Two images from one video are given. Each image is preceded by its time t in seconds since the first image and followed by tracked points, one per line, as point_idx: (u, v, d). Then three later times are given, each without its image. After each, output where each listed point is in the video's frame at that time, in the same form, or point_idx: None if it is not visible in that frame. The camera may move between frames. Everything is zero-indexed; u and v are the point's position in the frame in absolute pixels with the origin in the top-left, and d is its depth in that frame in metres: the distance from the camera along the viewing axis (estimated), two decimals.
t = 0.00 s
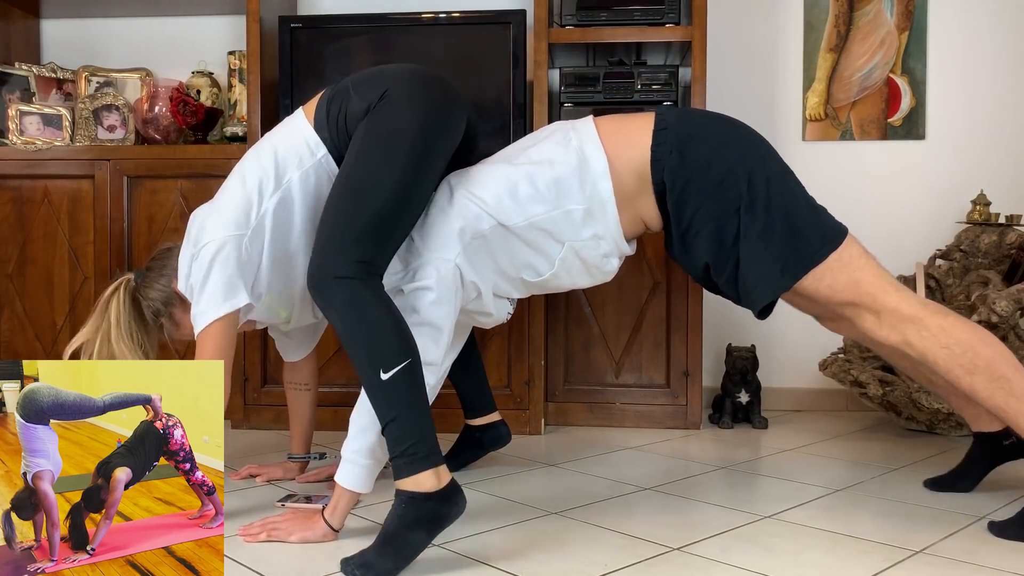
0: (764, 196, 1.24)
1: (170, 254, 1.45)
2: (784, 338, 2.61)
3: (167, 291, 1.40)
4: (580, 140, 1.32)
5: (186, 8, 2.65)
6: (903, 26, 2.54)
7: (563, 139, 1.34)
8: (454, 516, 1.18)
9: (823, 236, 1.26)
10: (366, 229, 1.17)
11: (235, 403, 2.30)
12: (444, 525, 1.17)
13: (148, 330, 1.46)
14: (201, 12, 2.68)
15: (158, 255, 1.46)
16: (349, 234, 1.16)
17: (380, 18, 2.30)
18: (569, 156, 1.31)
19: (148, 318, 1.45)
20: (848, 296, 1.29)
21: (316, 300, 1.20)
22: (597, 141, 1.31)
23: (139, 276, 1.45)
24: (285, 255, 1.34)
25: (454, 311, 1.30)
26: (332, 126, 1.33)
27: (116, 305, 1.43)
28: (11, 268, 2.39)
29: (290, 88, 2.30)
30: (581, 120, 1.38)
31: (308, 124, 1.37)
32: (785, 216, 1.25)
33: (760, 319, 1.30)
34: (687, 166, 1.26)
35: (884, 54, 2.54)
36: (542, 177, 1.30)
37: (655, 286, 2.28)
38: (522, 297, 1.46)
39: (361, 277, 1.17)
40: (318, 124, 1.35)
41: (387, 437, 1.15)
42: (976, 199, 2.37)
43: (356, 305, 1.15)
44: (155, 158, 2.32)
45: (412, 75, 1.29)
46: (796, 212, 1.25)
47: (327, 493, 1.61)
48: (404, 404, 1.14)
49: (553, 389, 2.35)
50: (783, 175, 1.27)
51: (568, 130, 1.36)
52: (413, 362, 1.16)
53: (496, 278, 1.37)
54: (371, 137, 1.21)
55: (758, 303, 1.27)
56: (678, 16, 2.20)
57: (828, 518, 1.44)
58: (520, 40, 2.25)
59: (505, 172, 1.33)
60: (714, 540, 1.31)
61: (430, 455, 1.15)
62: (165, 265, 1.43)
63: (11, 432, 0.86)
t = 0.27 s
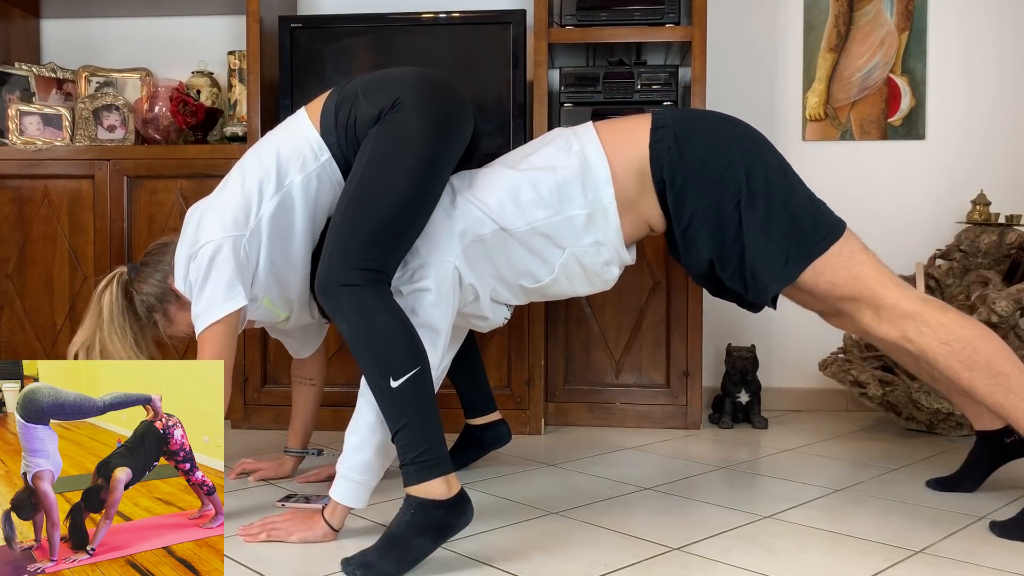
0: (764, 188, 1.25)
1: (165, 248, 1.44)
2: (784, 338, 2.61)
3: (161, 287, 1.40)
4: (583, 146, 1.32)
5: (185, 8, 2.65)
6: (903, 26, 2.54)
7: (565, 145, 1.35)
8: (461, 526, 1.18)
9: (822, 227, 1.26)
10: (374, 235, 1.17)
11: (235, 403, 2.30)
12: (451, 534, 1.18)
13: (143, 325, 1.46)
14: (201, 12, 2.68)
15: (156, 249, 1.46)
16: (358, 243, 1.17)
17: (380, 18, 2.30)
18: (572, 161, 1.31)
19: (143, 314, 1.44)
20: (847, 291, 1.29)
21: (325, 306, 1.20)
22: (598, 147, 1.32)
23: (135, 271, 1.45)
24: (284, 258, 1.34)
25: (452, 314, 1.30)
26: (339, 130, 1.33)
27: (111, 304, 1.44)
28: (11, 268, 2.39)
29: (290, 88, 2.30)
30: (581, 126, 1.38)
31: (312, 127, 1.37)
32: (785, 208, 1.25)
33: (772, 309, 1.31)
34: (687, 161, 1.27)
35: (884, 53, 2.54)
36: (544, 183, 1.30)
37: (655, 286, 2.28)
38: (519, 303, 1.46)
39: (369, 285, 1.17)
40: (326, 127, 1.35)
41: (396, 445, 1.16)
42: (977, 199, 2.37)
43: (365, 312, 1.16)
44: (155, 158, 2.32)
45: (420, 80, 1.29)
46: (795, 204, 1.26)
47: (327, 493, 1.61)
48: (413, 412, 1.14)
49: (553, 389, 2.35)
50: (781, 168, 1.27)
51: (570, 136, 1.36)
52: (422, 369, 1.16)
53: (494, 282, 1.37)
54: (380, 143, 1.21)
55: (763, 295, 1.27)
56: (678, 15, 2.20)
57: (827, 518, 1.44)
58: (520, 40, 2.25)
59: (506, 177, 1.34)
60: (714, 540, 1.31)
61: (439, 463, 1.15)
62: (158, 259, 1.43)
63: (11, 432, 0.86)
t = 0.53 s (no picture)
0: (766, 179, 1.25)
1: (169, 252, 1.45)
2: (784, 338, 2.61)
3: (166, 290, 1.40)
4: (582, 148, 1.33)
5: (185, 8, 2.65)
6: (903, 26, 2.54)
7: (565, 147, 1.35)
8: (461, 526, 1.18)
9: (822, 215, 1.26)
10: (370, 236, 1.17)
11: (235, 403, 2.30)
12: (451, 533, 1.18)
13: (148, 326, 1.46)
14: (201, 12, 2.68)
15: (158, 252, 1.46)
16: (355, 243, 1.17)
17: (380, 18, 2.30)
18: (572, 163, 1.31)
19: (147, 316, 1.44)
20: (852, 279, 1.29)
21: (323, 308, 1.20)
22: (598, 148, 1.32)
23: (140, 273, 1.46)
24: (284, 259, 1.34)
25: (452, 315, 1.30)
26: (335, 131, 1.33)
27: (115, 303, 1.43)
28: (11, 268, 2.39)
29: (290, 88, 2.30)
30: (580, 129, 1.38)
31: (310, 128, 1.37)
32: (786, 199, 1.25)
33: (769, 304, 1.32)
34: (687, 155, 1.27)
35: (884, 54, 2.54)
36: (545, 184, 1.30)
37: (655, 286, 2.28)
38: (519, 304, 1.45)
39: (367, 285, 1.17)
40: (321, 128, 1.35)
41: (395, 444, 1.16)
42: (977, 199, 2.37)
43: (362, 312, 1.16)
44: (155, 158, 2.32)
45: (415, 79, 1.29)
46: (796, 193, 1.26)
47: (327, 493, 1.61)
48: (411, 411, 1.15)
49: (554, 389, 2.35)
50: (780, 158, 1.28)
51: (570, 139, 1.36)
52: (420, 368, 1.16)
53: (494, 284, 1.37)
54: (375, 143, 1.21)
55: (763, 287, 1.27)
56: (678, 16, 2.20)
57: (828, 518, 1.44)
58: (520, 40, 2.25)
59: (506, 179, 1.34)
60: (713, 541, 1.31)
61: (438, 463, 1.15)
62: (164, 262, 1.43)
63: (11, 432, 0.86)
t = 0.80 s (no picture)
0: (764, 170, 1.25)
1: (173, 250, 1.45)
2: (784, 338, 2.61)
3: (170, 289, 1.40)
4: (586, 159, 1.32)
5: (185, 8, 2.65)
6: (903, 26, 2.54)
7: (569, 159, 1.34)
8: (462, 529, 1.18)
9: (821, 202, 1.26)
10: (379, 234, 1.17)
11: (235, 403, 2.30)
12: (452, 536, 1.17)
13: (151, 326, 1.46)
14: (201, 12, 2.68)
15: (161, 251, 1.46)
16: (364, 241, 1.17)
17: (380, 18, 2.30)
18: (576, 174, 1.31)
19: (151, 314, 1.44)
20: (846, 279, 1.29)
21: (332, 306, 1.20)
22: (601, 158, 1.32)
23: (143, 271, 1.46)
24: (289, 258, 1.34)
25: (451, 319, 1.30)
26: (339, 129, 1.33)
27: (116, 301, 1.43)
28: (11, 268, 2.39)
29: (290, 88, 2.30)
30: (584, 139, 1.38)
31: (313, 127, 1.37)
32: (786, 188, 1.25)
33: (777, 289, 1.31)
34: (685, 153, 1.27)
35: (884, 53, 2.54)
36: (549, 195, 1.30)
37: (655, 285, 2.28)
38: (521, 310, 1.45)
39: (375, 284, 1.17)
40: (326, 127, 1.35)
41: (401, 444, 1.16)
42: (976, 199, 2.37)
43: (372, 311, 1.16)
44: (155, 158, 2.32)
45: (420, 78, 1.28)
46: (795, 181, 1.26)
47: (327, 493, 1.61)
48: (418, 411, 1.15)
49: (554, 389, 2.35)
50: (778, 145, 1.27)
51: (573, 150, 1.36)
52: (428, 368, 1.17)
53: (495, 288, 1.36)
54: (383, 142, 1.21)
55: (773, 275, 1.28)
56: (678, 16, 2.20)
57: (827, 518, 1.44)
58: (520, 40, 2.25)
59: (510, 188, 1.33)
60: (713, 540, 1.31)
61: (443, 464, 1.15)
62: (167, 260, 1.43)
63: (11, 432, 0.86)
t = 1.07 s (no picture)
0: (756, 168, 1.24)
1: (173, 249, 1.45)
2: (784, 338, 2.61)
3: (172, 288, 1.40)
4: (577, 143, 1.32)
5: (185, 8, 2.65)
6: (903, 26, 2.54)
7: (560, 144, 1.34)
8: (462, 532, 1.18)
9: (813, 206, 1.26)
10: (383, 236, 1.17)
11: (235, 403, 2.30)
12: (451, 539, 1.18)
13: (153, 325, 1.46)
14: (202, 12, 2.68)
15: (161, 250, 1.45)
16: (369, 241, 1.17)
17: (380, 18, 2.30)
18: (569, 160, 1.31)
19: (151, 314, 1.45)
20: (834, 279, 1.29)
21: (334, 306, 1.20)
22: (594, 143, 1.32)
23: (143, 270, 1.46)
24: (292, 258, 1.34)
25: (453, 319, 1.30)
26: (345, 130, 1.33)
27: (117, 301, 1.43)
28: (11, 268, 2.39)
29: (290, 88, 2.30)
30: (574, 122, 1.38)
31: (316, 127, 1.37)
32: (777, 187, 1.24)
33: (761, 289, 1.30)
34: (679, 147, 1.27)
35: (884, 54, 2.54)
36: (546, 183, 1.30)
37: (655, 285, 2.28)
38: (525, 304, 1.45)
39: (380, 284, 1.18)
40: (332, 126, 1.35)
41: (403, 446, 1.16)
42: (976, 199, 2.37)
43: (376, 311, 1.16)
44: (155, 158, 2.31)
45: (427, 80, 1.28)
46: (787, 183, 1.25)
47: (327, 492, 1.61)
48: (419, 414, 1.14)
49: (554, 388, 2.35)
50: (771, 145, 1.27)
51: (564, 135, 1.36)
52: (431, 371, 1.17)
53: (498, 285, 1.37)
54: (388, 144, 1.21)
55: (755, 275, 1.27)
56: (678, 16, 2.20)
57: (827, 518, 1.44)
58: (520, 40, 2.25)
59: (508, 180, 1.34)
60: (714, 541, 1.31)
61: (445, 467, 1.15)
62: (168, 259, 1.43)
63: (11, 432, 0.86)
